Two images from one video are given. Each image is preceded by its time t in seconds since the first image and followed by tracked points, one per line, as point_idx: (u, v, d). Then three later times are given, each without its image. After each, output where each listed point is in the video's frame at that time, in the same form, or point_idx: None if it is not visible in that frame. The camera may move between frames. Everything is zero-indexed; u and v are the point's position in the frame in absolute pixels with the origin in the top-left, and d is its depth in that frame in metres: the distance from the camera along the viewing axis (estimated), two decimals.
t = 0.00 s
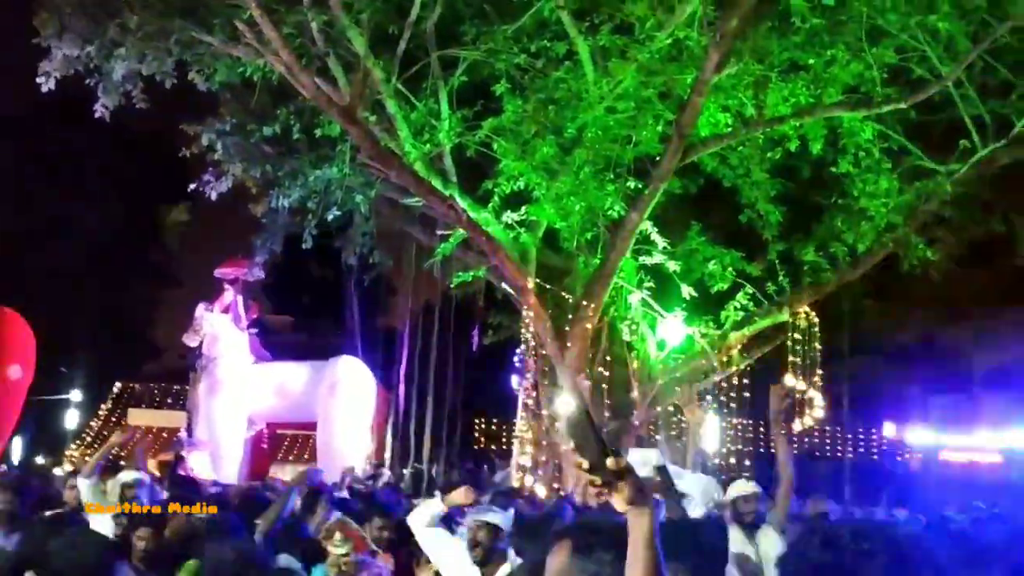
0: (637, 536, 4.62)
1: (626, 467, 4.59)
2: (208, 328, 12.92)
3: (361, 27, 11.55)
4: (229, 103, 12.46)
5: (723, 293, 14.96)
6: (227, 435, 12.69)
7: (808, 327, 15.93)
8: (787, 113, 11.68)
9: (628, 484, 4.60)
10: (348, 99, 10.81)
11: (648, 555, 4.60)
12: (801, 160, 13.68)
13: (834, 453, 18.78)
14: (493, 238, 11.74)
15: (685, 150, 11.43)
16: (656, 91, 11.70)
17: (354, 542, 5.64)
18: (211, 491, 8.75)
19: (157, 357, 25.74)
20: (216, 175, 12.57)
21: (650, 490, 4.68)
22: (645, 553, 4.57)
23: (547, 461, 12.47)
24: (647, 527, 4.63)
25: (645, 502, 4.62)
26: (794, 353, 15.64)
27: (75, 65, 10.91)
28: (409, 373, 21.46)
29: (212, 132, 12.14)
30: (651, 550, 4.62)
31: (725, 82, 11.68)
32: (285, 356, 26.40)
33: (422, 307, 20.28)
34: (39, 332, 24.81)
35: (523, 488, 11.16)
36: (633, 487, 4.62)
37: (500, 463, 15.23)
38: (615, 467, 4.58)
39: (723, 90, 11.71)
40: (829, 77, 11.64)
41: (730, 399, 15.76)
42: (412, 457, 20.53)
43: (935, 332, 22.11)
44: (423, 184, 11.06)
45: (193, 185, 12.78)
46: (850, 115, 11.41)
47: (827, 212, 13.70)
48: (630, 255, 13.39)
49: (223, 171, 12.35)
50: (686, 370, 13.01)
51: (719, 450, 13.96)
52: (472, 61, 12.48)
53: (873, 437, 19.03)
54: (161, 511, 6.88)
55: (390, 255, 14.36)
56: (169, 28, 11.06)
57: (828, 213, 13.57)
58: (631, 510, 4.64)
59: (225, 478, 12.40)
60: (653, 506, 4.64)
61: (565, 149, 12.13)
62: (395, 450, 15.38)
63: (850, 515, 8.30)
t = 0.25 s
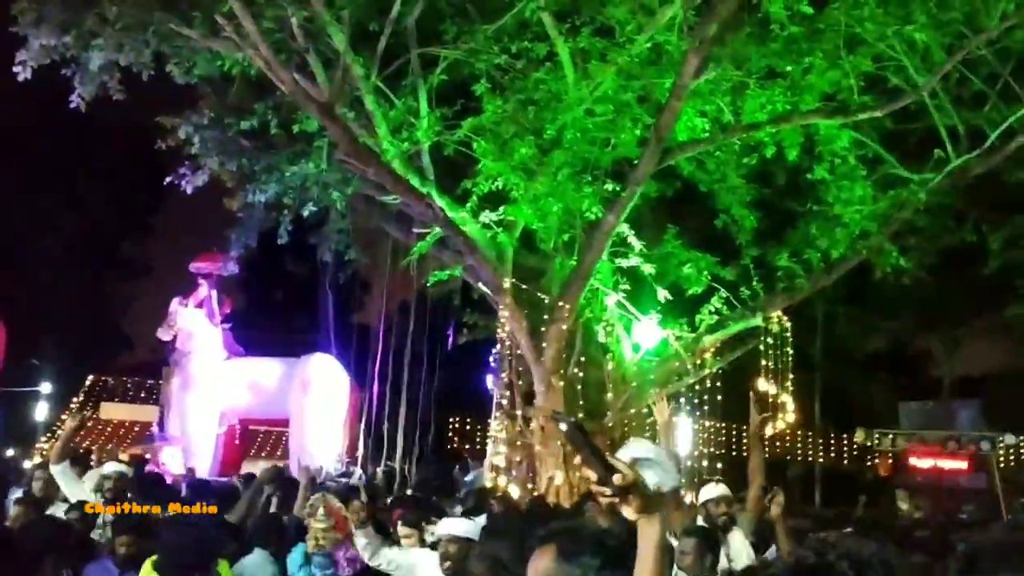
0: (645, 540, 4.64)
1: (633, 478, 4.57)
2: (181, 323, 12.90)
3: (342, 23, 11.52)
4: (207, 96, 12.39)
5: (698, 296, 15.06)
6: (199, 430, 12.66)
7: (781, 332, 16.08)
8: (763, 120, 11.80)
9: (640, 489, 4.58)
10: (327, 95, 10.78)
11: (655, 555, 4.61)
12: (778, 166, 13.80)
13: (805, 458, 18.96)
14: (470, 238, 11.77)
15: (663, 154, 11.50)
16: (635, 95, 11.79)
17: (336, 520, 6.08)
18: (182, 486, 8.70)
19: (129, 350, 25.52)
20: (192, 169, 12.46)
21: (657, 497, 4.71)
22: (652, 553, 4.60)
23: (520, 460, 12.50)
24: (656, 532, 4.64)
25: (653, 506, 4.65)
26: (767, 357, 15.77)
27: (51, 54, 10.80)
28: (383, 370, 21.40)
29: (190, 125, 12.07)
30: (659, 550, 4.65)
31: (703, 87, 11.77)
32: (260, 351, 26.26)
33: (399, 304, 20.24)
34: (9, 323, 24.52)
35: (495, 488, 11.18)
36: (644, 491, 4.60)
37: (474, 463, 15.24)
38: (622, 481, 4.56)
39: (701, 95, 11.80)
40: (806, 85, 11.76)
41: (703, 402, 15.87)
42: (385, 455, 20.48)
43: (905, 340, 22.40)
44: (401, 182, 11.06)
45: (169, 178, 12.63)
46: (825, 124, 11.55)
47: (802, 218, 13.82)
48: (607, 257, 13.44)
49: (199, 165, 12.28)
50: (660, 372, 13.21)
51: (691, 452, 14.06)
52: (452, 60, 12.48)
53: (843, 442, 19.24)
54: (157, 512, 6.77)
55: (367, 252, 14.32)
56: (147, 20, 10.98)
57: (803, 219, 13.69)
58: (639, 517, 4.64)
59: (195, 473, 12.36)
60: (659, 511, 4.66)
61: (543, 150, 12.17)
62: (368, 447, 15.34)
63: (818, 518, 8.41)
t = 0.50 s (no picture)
0: (653, 553, 4.03)
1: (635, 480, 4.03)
2: (180, 311, 12.89)
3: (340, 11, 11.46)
4: (206, 84, 12.34)
5: (698, 284, 15.06)
6: (198, 418, 12.66)
7: (780, 321, 16.09)
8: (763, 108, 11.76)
9: (642, 494, 4.04)
10: (325, 83, 10.74)
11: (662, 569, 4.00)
12: (778, 155, 13.77)
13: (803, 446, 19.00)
14: (470, 226, 11.76)
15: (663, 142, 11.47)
16: (635, 83, 11.75)
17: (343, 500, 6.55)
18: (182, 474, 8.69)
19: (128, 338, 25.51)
20: (191, 157, 12.36)
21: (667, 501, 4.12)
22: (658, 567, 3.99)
23: (519, 448, 12.50)
24: (665, 544, 4.04)
25: (662, 512, 4.06)
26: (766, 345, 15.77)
27: (48, 41, 10.74)
28: (382, 359, 21.40)
29: (188, 113, 11.97)
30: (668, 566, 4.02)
31: (703, 75, 11.74)
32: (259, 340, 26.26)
33: (398, 293, 20.22)
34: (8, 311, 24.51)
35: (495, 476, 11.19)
36: (648, 495, 4.06)
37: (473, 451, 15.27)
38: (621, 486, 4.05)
39: (701, 83, 11.76)
40: (806, 74, 11.73)
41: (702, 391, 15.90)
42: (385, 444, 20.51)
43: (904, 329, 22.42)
44: (400, 170, 11.04)
45: (167, 166, 12.52)
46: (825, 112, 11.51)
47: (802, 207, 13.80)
48: (606, 246, 13.41)
49: (198, 154, 12.14)
50: (659, 360, 13.25)
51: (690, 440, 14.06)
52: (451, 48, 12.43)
53: (842, 431, 19.28)
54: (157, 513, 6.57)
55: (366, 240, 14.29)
56: (145, 7, 10.93)
57: (802, 207, 13.67)
58: (646, 524, 4.08)
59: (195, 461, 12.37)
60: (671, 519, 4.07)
61: (543, 138, 12.14)
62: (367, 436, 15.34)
63: (816, 507, 8.43)
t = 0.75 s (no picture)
0: (695, 513, 3.48)
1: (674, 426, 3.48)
2: (213, 298, 13.01)
3: None
4: (231, 72, 12.38)
5: (728, 262, 14.92)
6: (233, 404, 12.78)
7: (813, 297, 15.91)
8: (793, 81, 11.59)
9: (681, 446, 3.48)
10: (351, 67, 10.73)
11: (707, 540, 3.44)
12: (808, 129, 13.56)
13: (838, 423, 18.81)
14: (498, 208, 11.72)
15: (691, 118, 11.35)
16: (661, 59, 11.64)
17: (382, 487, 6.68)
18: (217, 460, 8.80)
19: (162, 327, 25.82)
20: (219, 145, 12.43)
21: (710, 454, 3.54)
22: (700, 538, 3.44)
23: (551, 430, 12.50)
24: (711, 505, 3.47)
25: (704, 464, 3.49)
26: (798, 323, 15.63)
27: (76, 33, 10.82)
28: (413, 342, 21.50)
29: (214, 102, 11.78)
30: (715, 534, 3.46)
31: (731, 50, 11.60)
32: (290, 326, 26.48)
33: (426, 278, 20.27)
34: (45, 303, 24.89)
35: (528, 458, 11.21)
36: (689, 448, 3.50)
37: (505, 433, 15.30)
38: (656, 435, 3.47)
39: (729, 58, 11.62)
40: (836, 45, 11.54)
41: (734, 370, 15.79)
42: (417, 427, 20.61)
43: (939, 305, 22.10)
44: (427, 153, 11.03)
45: (196, 155, 12.61)
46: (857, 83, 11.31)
47: (833, 182, 13.62)
48: (635, 225, 13.31)
49: (226, 142, 12.20)
50: (691, 340, 13.22)
51: (723, 419, 14.00)
52: (475, 29, 12.37)
53: (878, 407, 19.07)
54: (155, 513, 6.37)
55: (394, 224, 14.31)
56: None
57: (833, 182, 13.47)
58: (687, 483, 3.52)
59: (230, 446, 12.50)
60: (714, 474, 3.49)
61: (569, 118, 12.06)
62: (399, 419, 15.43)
63: (854, 484, 8.33)
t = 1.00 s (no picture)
0: (734, 479, 3.67)
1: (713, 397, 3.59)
2: (251, 284, 13.17)
3: None
4: (263, 59, 12.44)
5: (765, 236, 14.76)
6: (274, 387, 12.96)
7: (852, 269, 15.70)
8: (828, 50, 11.38)
9: (720, 414, 3.62)
10: (381, 50, 10.72)
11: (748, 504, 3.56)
12: (845, 98, 13.33)
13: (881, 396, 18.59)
14: (530, 187, 11.69)
15: (725, 91, 11.20)
16: (693, 31, 11.50)
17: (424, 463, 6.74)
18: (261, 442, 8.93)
19: (203, 314, 26.19)
20: (253, 132, 12.52)
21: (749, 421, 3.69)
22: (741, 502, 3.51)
23: (589, 408, 12.51)
24: (749, 470, 3.67)
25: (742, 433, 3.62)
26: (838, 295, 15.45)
27: (110, 25, 10.94)
28: (449, 323, 21.58)
29: (248, 89, 12.00)
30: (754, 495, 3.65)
31: (764, 19, 11.41)
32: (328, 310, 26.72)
33: (461, 259, 20.30)
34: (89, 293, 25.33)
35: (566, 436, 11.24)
36: (727, 415, 3.62)
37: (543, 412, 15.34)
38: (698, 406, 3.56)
39: (762, 27, 11.44)
40: (872, 11, 11.30)
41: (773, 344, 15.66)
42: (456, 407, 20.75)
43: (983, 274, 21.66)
44: (459, 134, 11.03)
45: (231, 142, 12.71)
46: (894, 49, 11.09)
47: (871, 151, 13.38)
48: (669, 200, 13.20)
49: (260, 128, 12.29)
50: (730, 314, 13.01)
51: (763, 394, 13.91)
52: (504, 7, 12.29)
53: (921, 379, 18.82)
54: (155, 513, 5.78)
55: (428, 206, 14.33)
56: None
57: (872, 151, 13.23)
58: (724, 448, 3.67)
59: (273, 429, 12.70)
60: (753, 439, 3.64)
61: (601, 94, 11.97)
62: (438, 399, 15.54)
63: (897, 456, 8.25)
